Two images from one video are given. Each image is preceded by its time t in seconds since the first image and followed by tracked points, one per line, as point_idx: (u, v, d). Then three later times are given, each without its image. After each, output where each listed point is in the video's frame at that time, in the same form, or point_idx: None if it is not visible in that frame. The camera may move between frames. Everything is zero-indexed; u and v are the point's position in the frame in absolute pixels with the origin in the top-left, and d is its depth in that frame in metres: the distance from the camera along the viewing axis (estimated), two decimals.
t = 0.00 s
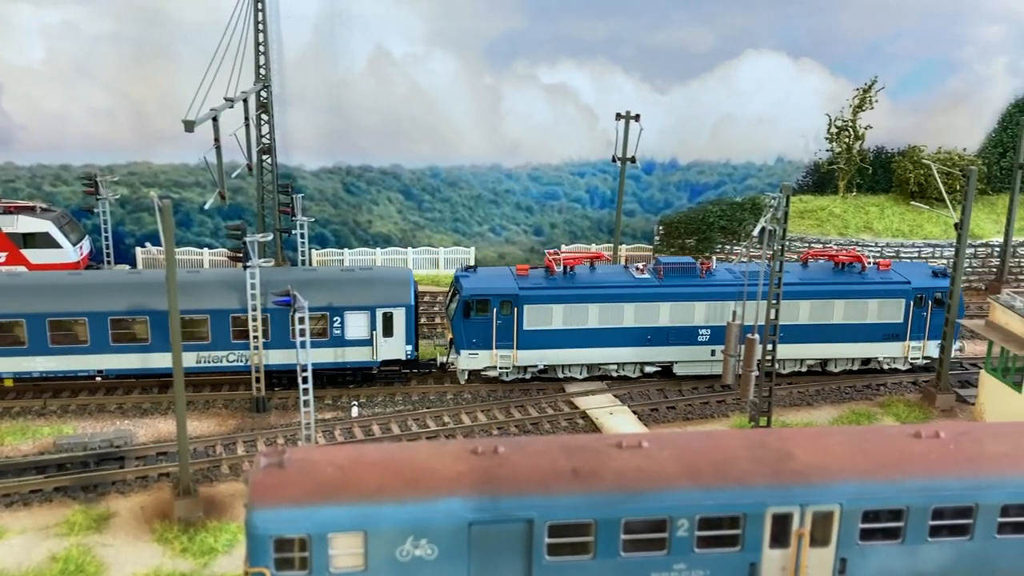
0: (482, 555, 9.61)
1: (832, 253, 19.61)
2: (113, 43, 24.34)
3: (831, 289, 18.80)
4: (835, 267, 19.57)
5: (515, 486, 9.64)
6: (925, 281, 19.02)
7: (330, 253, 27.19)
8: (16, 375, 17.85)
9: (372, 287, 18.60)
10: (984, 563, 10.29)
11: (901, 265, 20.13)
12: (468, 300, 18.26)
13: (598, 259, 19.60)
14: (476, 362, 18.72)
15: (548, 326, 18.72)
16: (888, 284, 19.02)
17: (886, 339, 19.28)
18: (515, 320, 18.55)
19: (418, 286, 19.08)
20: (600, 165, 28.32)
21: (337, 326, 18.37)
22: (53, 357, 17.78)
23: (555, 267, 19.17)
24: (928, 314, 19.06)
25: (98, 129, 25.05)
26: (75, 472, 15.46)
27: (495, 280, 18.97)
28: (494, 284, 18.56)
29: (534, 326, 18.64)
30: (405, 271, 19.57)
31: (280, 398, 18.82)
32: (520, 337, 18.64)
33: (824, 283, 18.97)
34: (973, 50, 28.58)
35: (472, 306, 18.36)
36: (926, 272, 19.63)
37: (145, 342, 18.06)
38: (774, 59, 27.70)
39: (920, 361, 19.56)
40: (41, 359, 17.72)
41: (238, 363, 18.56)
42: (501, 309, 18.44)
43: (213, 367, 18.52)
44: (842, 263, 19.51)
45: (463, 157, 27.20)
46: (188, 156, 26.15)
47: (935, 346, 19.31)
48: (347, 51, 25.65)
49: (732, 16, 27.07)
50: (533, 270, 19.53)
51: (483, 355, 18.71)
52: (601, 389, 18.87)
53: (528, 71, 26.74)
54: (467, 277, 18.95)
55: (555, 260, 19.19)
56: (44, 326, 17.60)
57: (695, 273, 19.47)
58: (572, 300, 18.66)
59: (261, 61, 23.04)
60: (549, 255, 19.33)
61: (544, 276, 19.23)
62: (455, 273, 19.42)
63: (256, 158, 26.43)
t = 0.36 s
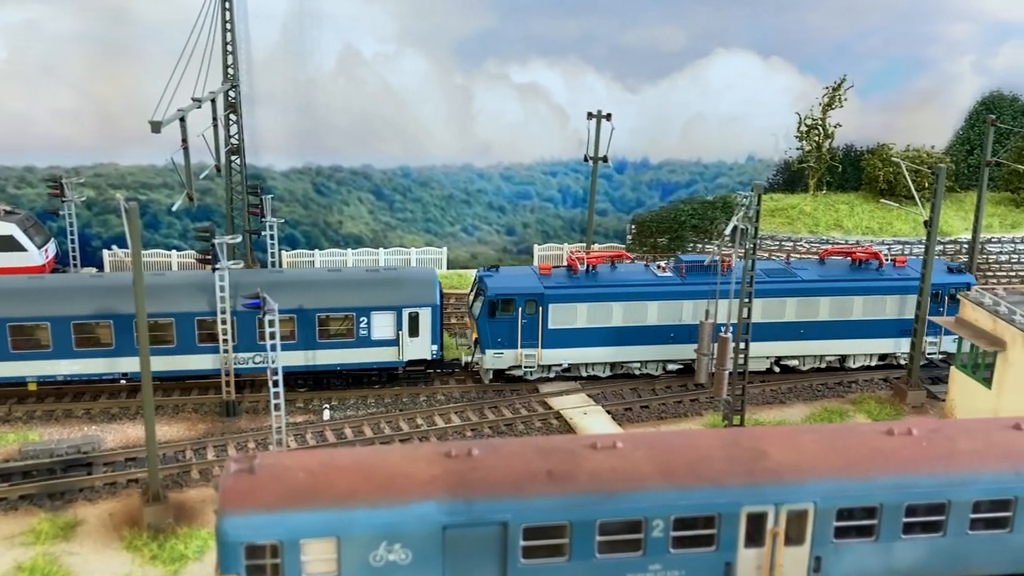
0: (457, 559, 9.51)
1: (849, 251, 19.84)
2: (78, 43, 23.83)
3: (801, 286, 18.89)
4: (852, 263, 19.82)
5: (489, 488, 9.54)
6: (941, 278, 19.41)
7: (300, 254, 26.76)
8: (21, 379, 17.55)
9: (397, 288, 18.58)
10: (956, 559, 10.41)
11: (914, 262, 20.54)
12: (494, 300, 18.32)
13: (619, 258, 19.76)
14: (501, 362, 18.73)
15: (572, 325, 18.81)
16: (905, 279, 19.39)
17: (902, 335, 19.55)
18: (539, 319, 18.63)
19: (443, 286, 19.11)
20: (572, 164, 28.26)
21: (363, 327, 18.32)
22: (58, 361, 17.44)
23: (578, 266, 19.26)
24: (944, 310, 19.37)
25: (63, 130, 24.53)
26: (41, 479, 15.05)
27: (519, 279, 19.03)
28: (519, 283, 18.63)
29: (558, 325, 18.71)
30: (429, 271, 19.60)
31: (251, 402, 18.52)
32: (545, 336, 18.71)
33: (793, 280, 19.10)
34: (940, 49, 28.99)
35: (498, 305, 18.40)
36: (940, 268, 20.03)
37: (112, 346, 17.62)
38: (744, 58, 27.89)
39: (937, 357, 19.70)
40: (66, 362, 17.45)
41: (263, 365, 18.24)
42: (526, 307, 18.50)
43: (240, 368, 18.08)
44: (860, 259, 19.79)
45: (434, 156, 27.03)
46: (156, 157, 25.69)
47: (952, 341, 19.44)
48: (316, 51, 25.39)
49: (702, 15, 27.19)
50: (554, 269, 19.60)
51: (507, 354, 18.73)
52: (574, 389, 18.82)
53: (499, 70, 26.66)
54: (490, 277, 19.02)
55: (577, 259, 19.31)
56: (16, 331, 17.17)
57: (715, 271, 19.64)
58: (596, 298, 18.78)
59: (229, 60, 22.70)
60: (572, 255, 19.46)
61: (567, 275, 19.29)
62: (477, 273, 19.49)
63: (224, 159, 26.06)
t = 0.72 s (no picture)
0: (437, 562, 9.43)
1: (874, 247, 20.17)
2: (48, 42, 23.42)
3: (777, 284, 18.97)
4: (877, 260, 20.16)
5: (469, 490, 9.47)
6: (965, 273, 19.79)
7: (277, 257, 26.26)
8: None
9: (431, 287, 18.61)
10: (935, 555, 10.49)
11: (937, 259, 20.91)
12: (527, 299, 18.42)
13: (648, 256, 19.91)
14: (534, 359, 18.85)
15: (603, 323, 18.90)
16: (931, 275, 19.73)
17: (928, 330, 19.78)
18: (573, 317, 18.72)
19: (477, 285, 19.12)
20: (550, 163, 28.24)
21: (400, 326, 18.33)
22: (30, 365, 17.12)
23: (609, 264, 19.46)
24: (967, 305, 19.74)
25: (34, 130, 24.10)
26: (12, 486, 14.71)
27: (552, 277, 19.13)
28: (552, 281, 18.72)
29: (592, 323, 18.81)
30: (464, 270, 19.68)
31: (228, 404, 18.28)
32: (579, 334, 18.81)
33: (770, 279, 19.16)
34: (914, 48, 29.34)
35: (530, 304, 18.47)
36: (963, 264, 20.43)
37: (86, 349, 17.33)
38: (720, 57, 28.03)
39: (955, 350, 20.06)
40: (38, 366, 17.14)
41: (301, 365, 18.08)
42: (560, 306, 18.59)
43: (276, 368, 17.94)
44: (885, 256, 20.12)
45: (412, 155, 26.90)
46: (130, 157, 25.32)
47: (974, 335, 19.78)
48: (292, 50, 25.16)
49: (678, 15, 27.28)
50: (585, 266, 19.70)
51: (540, 352, 18.87)
52: (554, 389, 18.78)
53: (476, 70, 26.58)
54: (523, 276, 19.12)
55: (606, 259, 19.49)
56: None
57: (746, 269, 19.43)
58: (627, 296, 18.89)
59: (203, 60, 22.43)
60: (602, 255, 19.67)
61: (599, 273, 19.44)
62: (509, 272, 19.59)
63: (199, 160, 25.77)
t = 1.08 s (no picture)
0: (422, 563, 9.38)
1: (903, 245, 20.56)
2: (27, 42, 23.12)
3: (761, 283, 19.04)
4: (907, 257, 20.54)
5: (455, 491, 9.43)
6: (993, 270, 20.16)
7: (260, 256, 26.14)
8: None
9: (470, 285, 18.69)
10: (919, 552, 10.56)
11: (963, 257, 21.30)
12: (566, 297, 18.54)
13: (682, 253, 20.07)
14: (570, 357, 19.04)
15: (641, 320, 19.00)
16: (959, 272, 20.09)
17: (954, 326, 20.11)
18: (611, 314, 18.83)
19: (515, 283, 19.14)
20: (534, 162, 28.23)
21: (440, 324, 18.44)
22: (12, 367, 16.91)
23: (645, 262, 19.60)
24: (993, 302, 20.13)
25: (15, 130, 23.79)
26: None
27: (588, 275, 19.23)
28: (589, 280, 18.84)
29: (629, 321, 18.90)
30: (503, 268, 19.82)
31: (212, 406, 18.13)
32: (616, 332, 18.94)
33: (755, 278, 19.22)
34: (897, 47, 29.56)
35: (568, 302, 18.60)
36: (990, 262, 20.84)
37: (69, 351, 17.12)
38: (704, 56, 28.12)
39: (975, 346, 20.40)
40: (20, 368, 16.93)
41: (344, 362, 18.19)
42: (598, 304, 18.70)
43: (319, 365, 18.07)
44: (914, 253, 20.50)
45: (396, 155, 26.80)
46: (111, 158, 25.06)
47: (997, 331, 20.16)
48: (275, 49, 25.01)
49: (662, 15, 27.33)
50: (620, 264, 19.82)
51: (578, 349, 19.02)
52: (540, 389, 18.75)
53: (461, 69, 26.53)
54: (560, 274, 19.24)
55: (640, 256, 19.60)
56: None
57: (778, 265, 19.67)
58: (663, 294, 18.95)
59: (185, 60, 22.24)
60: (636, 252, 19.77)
61: (635, 271, 19.58)
62: (545, 271, 19.73)
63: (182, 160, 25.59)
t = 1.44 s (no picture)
0: (416, 563, 9.37)
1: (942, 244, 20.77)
2: (18, 41, 22.99)
3: (755, 283, 19.12)
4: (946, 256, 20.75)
5: (448, 491, 9.42)
6: None
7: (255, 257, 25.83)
8: None
9: (517, 283, 18.82)
10: (913, 550, 10.59)
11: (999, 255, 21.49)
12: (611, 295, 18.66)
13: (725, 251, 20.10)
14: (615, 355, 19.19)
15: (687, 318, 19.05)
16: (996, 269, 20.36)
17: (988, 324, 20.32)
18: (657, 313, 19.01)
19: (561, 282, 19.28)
20: (527, 163, 28.23)
21: (490, 322, 18.56)
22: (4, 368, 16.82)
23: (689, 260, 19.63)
24: None
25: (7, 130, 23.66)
26: None
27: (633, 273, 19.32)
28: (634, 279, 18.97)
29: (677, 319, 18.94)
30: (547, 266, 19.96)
31: (205, 406, 18.06)
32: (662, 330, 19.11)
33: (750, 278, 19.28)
34: (888, 47, 29.65)
35: (614, 300, 18.75)
36: None
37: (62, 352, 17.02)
38: (696, 56, 28.17)
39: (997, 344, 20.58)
40: (13, 368, 16.84)
41: (395, 359, 18.33)
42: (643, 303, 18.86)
43: (371, 362, 18.26)
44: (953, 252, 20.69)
45: (388, 155, 26.77)
46: (104, 158, 24.97)
47: None
48: (268, 49, 24.96)
49: (654, 15, 27.38)
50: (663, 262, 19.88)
51: (623, 347, 19.17)
52: (533, 389, 18.73)
53: (453, 69, 26.53)
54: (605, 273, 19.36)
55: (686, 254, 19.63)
56: None
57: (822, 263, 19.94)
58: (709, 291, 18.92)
59: (177, 60, 22.19)
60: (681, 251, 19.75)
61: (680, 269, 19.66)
62: (589, 268, 19.82)
63: (174, 160, 25.53)
